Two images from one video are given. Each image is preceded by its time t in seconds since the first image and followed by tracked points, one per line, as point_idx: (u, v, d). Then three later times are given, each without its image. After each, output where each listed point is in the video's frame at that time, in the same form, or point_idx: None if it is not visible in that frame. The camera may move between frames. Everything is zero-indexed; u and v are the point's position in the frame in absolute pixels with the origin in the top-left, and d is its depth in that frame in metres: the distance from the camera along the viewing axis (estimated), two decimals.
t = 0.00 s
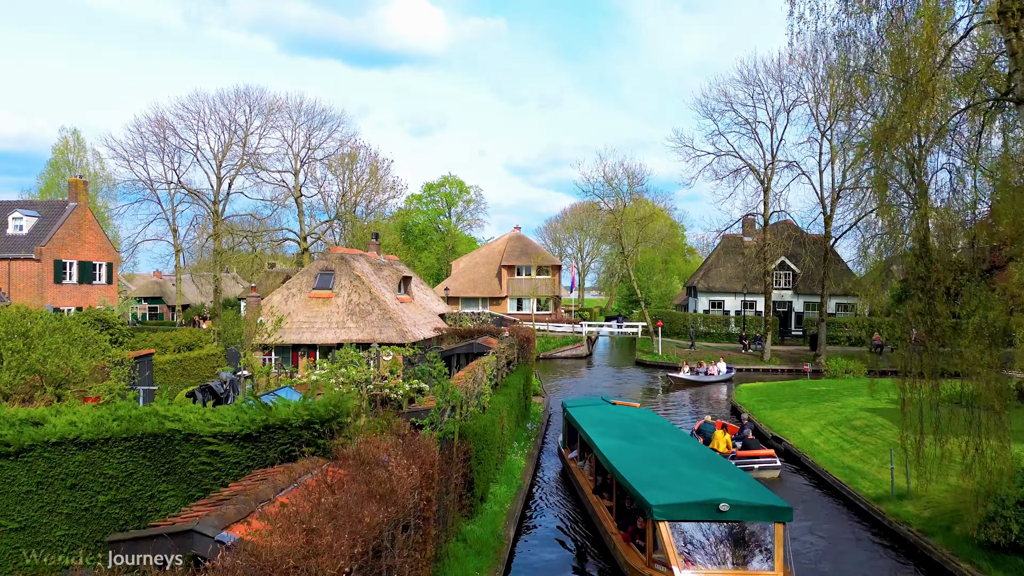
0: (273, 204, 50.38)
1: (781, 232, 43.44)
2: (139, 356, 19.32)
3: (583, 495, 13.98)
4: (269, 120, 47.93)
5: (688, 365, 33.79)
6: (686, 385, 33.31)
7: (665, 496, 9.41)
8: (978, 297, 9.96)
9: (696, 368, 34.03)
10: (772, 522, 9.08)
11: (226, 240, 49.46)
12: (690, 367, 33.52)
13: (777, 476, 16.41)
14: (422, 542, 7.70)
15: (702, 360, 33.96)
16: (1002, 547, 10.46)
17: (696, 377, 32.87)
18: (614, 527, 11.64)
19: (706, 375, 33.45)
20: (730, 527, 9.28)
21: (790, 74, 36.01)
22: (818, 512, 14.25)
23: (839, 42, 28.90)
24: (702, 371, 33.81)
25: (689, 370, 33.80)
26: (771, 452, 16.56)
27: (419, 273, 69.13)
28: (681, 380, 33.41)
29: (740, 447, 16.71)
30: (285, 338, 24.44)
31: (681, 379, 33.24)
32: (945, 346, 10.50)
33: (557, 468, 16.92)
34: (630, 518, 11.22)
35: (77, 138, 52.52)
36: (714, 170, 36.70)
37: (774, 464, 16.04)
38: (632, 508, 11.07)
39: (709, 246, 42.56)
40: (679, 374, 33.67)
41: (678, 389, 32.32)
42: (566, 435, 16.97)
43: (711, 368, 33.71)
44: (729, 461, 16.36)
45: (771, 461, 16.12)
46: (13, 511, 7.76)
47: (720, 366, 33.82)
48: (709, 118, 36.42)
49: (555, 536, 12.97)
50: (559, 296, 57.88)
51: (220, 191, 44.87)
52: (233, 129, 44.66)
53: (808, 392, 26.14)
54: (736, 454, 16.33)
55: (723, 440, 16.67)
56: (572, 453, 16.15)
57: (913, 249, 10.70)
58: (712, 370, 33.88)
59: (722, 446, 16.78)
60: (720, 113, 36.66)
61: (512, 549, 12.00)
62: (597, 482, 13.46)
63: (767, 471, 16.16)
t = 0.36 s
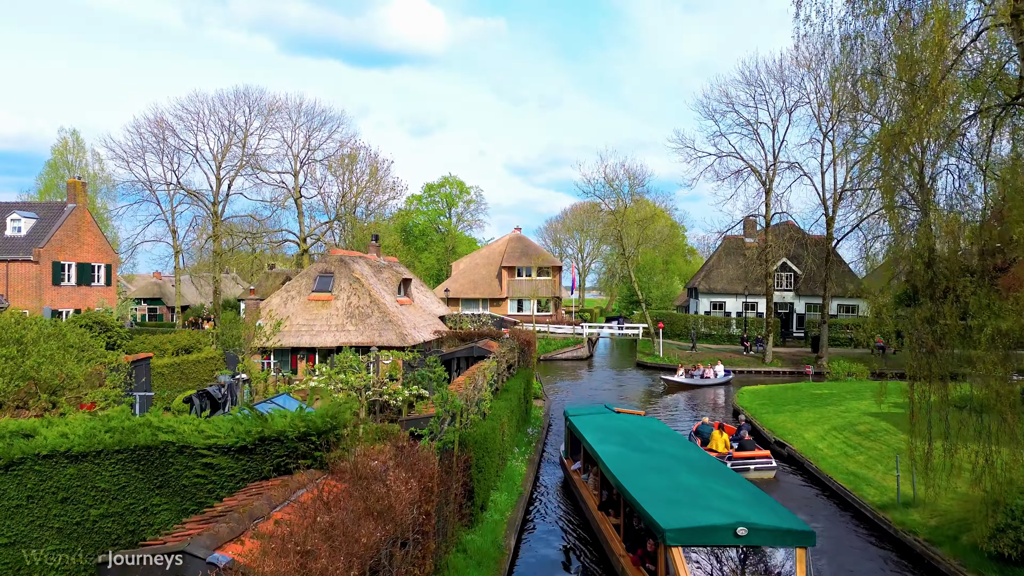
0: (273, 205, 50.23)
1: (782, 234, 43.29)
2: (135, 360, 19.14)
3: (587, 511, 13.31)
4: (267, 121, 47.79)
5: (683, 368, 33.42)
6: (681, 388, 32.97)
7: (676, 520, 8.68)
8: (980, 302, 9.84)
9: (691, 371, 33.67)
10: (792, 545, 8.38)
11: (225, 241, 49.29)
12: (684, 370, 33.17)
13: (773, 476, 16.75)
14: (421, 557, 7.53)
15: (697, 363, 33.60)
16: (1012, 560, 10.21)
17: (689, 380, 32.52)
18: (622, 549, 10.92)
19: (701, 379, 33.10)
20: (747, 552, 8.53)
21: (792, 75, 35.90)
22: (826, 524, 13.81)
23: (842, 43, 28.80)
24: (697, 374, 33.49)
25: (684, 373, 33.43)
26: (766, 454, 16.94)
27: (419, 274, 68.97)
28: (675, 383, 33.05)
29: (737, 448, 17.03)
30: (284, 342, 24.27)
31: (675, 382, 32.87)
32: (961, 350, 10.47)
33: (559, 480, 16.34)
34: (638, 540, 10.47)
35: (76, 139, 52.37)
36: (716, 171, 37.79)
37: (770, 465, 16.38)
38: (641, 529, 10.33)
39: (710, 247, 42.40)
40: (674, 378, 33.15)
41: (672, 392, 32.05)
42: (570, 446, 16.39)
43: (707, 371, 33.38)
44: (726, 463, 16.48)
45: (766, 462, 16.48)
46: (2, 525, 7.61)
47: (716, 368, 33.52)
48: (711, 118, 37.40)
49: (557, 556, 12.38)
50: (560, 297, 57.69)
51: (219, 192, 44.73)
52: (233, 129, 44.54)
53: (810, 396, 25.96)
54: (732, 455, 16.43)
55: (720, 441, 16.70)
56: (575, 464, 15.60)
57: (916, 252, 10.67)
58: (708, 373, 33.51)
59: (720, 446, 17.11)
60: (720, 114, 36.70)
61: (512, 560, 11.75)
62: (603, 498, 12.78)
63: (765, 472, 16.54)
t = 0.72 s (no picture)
0: (272, 206, 50.04)
1: (784, 235, 43.13)
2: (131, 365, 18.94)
3: (592, 527, 12.76)
4: (267, 121, 47.64)
5: (678, 371, 32.95)
6: (675, 392, 32.49)
7: (689, 544, 8.13)
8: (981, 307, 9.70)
9: (687, 374, 33.21)
10: None
11: (224, 242, 49.07)
12: (679, 373, 32.72)
13: (769, 477, 17.08)
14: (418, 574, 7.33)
15: (693, 366, 33.17)
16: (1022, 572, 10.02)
17: (683, 384, 32.09)
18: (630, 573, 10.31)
19: (697, 382, 32.63)
20: None
21: (793, 75, 35.77)
22: (836, 539, 13.24)
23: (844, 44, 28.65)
24: (692, 377, 33.03)
25: (679, 377, 32.99)
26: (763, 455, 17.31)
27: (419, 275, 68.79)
28: (670, 387, 32.54)
29: (733, 449, 17.49)
30: (283, 345, 24.08)
31: (670, 385, 32.41)
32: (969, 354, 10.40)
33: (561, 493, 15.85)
34: (650, 565, 9.87)
35: (75, 140, 52.15)
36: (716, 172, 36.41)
37: (765, 466, 16.77)
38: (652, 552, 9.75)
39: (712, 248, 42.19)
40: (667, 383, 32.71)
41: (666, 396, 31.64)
42: (573, 457, 15.88)
43: (704, 375, 32.98)
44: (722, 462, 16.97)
45: (762, 463, 16.88)
46: None
47: (711, 371, 33.09)
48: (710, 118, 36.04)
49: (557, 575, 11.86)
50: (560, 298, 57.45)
51: (218, 193, 44.50)
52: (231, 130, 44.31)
53: (813, 399, 25.76)
54: (729, 456, 16.94)
55: (717, 441, 17.24)
56: (579, 476, 15.09)
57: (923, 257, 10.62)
58: (704, 376, 33.06)
59: (717, 448, 17.60)
60: (722, 115, 36.54)
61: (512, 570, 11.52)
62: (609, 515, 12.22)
63: (760, 472, 16.90)
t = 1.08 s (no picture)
0: (271, 207, 49.85)
1: (785, 236, 42.90)
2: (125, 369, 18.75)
3: (598, 548, 12.21)
4: (266, 122, 47.47)
5: (673, 375, 32.35)
6: (669, 395, 31.91)
7: (697, 566, 7.79)
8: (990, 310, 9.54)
9: (682, 377, 32.65)
10: None
11: (224, 243, 48.88)
12: (673, 377, 32.17)
13: (764, 479, 17.23)
14: None
15: (688, 370, 32.59)
16: None
17: (676, 388, 31.54)
18: None
19: (691, 386, 32.00)
20: None
21: (795, 76, 35.59)
22: (844, 555, 12.80)
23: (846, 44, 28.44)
24: (688, 381, 32.42)
25: (674, 381, 32.44)
26: (759, 458, 17.43)
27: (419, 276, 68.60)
28: (665, 391, 31.92)
29: (730, 451, 17.62)
30: (281, 349, 23.92)
31: (664, 389, 31.81)
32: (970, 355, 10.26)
33: (564, 506, 15.28)
34: None
35: (73, 141, 51.96)
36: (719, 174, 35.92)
37: (760, 468, 16.89)
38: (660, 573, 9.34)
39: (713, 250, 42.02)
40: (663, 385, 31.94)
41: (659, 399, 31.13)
42: (577, 469, 15.29)
43: (699, 378, 32.44)
44: (719, 464, 17.11)
45: (758, 466, 16.99)
46: None
47: (707, 375, 32.52)
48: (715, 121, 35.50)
49: None
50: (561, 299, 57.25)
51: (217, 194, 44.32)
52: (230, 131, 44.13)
53: (816, 403, 25.52)
54: (726, 458, 17.08)
55: (715, 443, 17.42)
56: (583, 491, 14.50)
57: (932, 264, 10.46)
58: (699, 380, 32.47)
59: (714, 450, 17.72)
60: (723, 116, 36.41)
61: None
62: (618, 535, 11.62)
63: (756, 474, 17.05)
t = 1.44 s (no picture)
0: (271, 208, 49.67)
1: (787, 237, 42.68)
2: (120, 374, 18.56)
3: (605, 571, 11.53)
4: (265, 122, 47.28)
5: (668, 379, 31.99)
6: (664, 399, 31.54)
7: None
8: (1001, 319, 9.41)
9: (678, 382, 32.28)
10: None
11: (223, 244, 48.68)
12: (668, 381, 31.80)
13: (761, 481, 17.51)
14: None
15: (683, 373, 32.23)
16: None
17: (671, 392, 31.19)
18: None
19: (686, 390, 31.64)
20: None
21: (797, 76, 35.41)
22: (853, 567, 12.48)
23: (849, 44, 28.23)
24: (682, 385, 32.04)
25: (669, 385, 32.06)
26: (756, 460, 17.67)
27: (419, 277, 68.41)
28: (660, 395, 31.53)
29: (728, 453, 17.87)
30: (280, 352, 23.73)
31: (658, 393, 31.44)
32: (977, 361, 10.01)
33: (568, 521, 14.76)
34: None
35: (72, 141, 51.73)
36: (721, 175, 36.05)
37: (757, 471, 17.14)
38: None
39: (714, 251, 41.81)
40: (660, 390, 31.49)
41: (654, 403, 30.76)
42: (582, 484, 14.73)
43: (695, 382, 32.05)
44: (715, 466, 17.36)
45: (754, 468, 17.23)
46: None
47: (702, 379, 32.14)
48: (715, 122, 35.77)
49: None
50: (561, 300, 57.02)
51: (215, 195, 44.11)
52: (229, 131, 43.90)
53: (819, 407, 25.33)
54: (722, 460, 17.32)
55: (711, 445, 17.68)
56: (589, 507, 13.88)
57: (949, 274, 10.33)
58: (695, 384, 32.11)
59: (712, 451, 17.99)
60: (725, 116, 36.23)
61: None
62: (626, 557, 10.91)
63: (752, 476, 17.31)
